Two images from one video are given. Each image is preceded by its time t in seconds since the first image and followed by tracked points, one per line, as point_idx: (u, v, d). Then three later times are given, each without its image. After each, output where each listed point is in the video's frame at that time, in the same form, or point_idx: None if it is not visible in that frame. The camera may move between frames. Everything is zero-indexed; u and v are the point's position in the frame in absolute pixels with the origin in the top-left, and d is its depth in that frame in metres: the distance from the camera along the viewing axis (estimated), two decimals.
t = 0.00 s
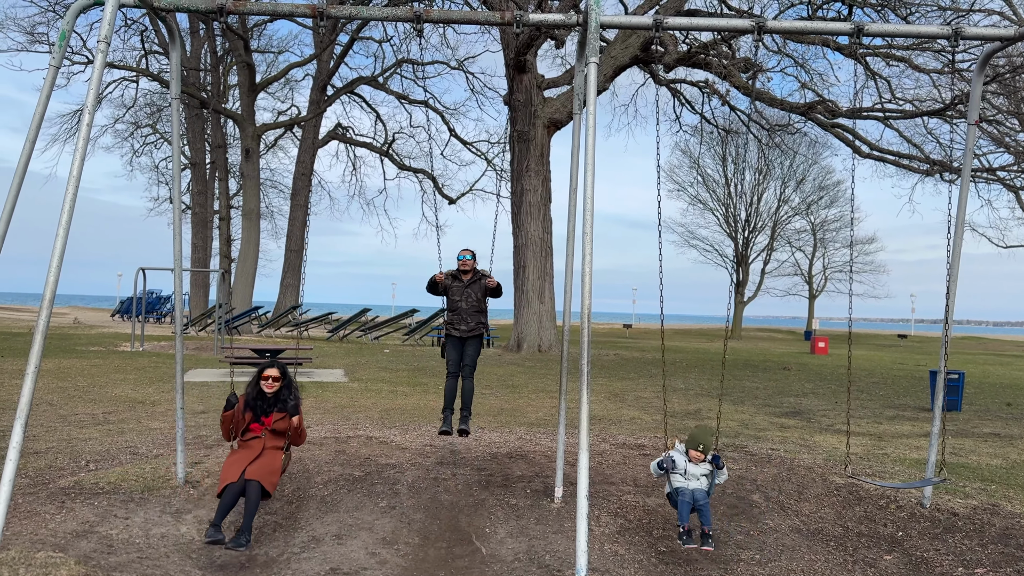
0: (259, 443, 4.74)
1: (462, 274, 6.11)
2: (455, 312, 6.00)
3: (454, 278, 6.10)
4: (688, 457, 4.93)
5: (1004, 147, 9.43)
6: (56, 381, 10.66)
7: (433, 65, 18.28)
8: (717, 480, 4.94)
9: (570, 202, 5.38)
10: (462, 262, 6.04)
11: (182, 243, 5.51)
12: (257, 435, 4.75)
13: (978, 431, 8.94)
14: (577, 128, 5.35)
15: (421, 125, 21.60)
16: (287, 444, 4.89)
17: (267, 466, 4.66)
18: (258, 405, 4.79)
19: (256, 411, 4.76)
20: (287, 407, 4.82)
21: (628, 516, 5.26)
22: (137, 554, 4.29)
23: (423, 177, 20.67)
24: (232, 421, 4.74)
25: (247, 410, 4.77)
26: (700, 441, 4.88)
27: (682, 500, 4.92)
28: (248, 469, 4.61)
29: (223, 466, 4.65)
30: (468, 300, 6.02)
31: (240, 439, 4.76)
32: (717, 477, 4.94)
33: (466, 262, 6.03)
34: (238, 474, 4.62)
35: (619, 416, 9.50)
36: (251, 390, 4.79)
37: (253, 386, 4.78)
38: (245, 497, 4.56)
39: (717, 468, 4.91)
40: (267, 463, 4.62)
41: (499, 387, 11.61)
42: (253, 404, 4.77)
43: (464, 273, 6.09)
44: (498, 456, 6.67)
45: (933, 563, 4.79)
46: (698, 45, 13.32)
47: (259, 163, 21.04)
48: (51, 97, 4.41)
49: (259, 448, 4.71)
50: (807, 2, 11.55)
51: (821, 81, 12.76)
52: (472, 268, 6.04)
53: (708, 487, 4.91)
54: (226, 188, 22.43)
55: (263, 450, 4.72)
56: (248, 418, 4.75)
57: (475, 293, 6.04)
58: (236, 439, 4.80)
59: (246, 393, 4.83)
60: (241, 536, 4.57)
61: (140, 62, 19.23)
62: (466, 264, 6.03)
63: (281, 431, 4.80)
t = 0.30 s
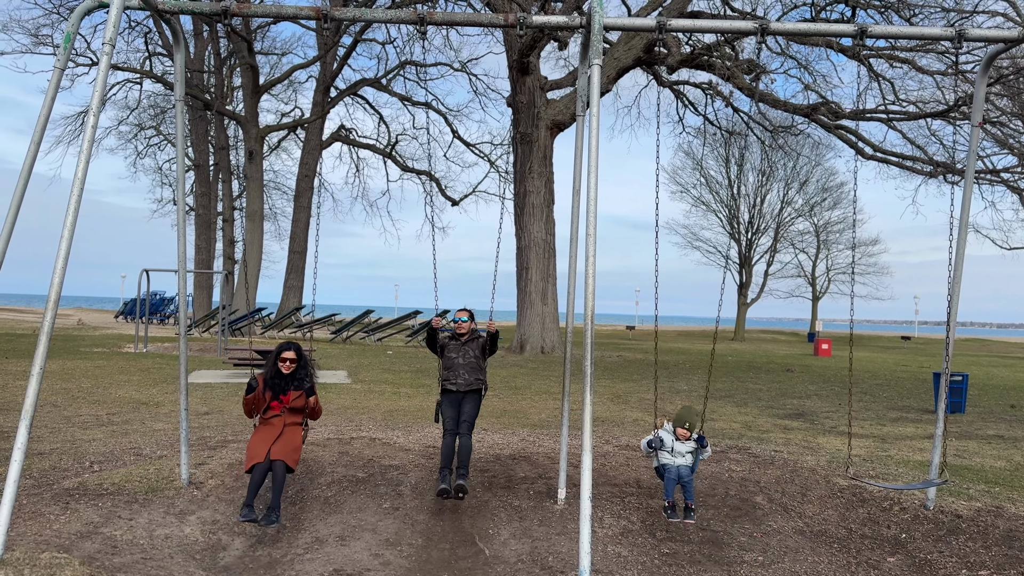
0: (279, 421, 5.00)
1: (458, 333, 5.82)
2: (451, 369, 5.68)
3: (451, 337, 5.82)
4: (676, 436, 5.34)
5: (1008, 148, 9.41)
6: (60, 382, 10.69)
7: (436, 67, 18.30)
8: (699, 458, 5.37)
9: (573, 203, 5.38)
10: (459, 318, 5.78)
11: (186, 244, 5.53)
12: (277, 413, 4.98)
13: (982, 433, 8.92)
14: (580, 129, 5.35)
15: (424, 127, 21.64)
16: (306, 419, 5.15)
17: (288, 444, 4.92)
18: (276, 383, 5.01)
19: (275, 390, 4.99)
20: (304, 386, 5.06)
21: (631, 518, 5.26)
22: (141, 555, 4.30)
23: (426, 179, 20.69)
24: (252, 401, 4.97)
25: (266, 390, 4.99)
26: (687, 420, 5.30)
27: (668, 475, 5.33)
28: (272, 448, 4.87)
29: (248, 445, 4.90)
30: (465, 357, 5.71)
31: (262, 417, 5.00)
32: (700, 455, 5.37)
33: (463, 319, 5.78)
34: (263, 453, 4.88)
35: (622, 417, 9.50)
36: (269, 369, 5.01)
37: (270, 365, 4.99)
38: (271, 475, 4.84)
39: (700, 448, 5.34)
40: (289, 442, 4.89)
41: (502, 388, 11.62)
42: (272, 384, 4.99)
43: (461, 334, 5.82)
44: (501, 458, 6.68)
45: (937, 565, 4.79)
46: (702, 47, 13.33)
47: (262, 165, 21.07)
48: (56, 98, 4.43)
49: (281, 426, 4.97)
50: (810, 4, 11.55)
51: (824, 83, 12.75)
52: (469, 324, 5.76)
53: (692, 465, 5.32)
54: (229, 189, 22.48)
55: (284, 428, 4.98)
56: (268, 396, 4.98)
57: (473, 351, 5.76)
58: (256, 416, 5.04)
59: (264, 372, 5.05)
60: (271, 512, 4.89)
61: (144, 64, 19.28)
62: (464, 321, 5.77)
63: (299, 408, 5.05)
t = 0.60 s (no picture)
0: (291, 405, 5.14)
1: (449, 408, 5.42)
2: (444, 437, 5.22)
3: (442, 413, 5.42)
4: (669, 417, 5.68)
5: (1012, 150, 9.39)
6: (64, 383, 10.71)
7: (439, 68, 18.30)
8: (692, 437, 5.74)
9: (576, 205, 5.38)
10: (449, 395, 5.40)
11: (190, 246, 5.54)
12: (289, 397, 5.13)
13: (985, 435, 8.90)
14: (583, 130, 5.35)
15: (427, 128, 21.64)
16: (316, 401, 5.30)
17: (301, 428, 5.10)
18: (286, 368, 5.12)
19: (286, 375, 5.10)
20: (314, 370, 5.19)
21: (634, 519, 5.25)
22: (144, 555, 4.31)
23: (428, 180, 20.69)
24: (265, 386, 5.08)
25: (277, 374, 5.09)
26: (680, 402, 5.65)
27: (663, 454, 5.73)
28: (286, 433, 5.05)
29: (263, 430, 5.06)
30: (460, 426, 5.28)
31: (274, 401, 5.14)
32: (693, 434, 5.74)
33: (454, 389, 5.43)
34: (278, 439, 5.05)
35: (624, 418, 9.50)
36: (279, 354, 5.10)
37: (280, 350, 5.09)
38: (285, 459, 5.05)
39: (693, 429, 5.68)
40: (303, 427, 5.06)
41: (505, 390, 11.63)
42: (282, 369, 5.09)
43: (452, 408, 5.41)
44: (504, 459, 6.68)
45: (941, 567, 4.78)
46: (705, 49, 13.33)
47: (265, 166, 21.10)
48: (60, 100, 4.44)
49: (293, 410, 5.12)
50: (814, 6, 11.54)
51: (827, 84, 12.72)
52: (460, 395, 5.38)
53: (686, 445, 5.70)
54: (233, 191, 22.50)
55: (296, 412, 5.13)
56: (280, 381, 5.10)
57: (468, 423, 5.33)
58: (268, 400, 5.17)
59: (274, 356, 5.14)
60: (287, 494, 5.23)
61: (147, 66, 19.31)
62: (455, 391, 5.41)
63: (308, 392, 5.20)
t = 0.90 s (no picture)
0: (295, 407, 5.10)
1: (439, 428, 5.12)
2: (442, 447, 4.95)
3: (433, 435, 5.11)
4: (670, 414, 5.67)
5: (1016, 152, 9.37)
6: (67, 383, 10.73)
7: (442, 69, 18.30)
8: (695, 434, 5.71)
9: (580, 205, 5.37)
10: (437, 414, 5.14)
11: (193, 246, 5.54)
12: (292, 399, 5.09)
13: (989, 437, 8.87)
14: (586, 131, 5.35)
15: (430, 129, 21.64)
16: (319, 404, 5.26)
17: (305, 432, 5.06)
18: (289, 370, 5.08)
19: (289, 377, 5.06)
20: (318, 372, 5.15)
21: (637, 521, 5.23)
22: (146, 556, 4.31)
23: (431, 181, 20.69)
24: (268, 388, 5.06)
25: (280, 377, 5.05)
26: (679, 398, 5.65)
27: (665, 451, 5.70)
28: (289, 436, 5.01)
29: (267, 433, 5.03)
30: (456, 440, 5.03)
31: (278, 403, 5.11)
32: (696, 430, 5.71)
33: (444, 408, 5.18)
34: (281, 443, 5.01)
35: (627, 420, 9.49)
36: (282, 356, 5.07)
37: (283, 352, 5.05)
38: (289, 462, 5.01)
39: (695, 426, 5.66)
40: (306, 431, 5.02)
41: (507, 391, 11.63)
42: (285, 371, 5.05)
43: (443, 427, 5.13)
44: (507, 460, 6.67)
45: (945, 570, 4.76)
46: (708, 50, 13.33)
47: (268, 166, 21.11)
48: (64, 99, 4.45)
49: (296, 413, 5.08)
50: (817, 7, 11.53)
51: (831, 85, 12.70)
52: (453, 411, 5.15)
53: (689, 441, 5.66)
54: (236, 191, 22.52)
55: (299, 414, 5.09)
56: (283, 384, 5.06)
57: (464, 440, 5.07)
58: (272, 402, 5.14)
59: (277, 359, 5.10)
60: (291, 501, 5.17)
61: (150, 66, 19.33)
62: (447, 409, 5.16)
63: (312, 394, 5.15)
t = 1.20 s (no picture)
0: (289, 428, 4.81)
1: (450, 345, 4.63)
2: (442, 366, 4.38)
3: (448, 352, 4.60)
4: (679, 430, 5.57)
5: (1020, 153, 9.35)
6: (70, 384, 10.74)
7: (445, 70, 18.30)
8: (705, 452, 5.57)
9: (584, 206, 5.36)
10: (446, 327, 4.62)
11: (197, 246, 5.53)
12: (286, 419, 4.79)
13: (993, 439, 8.85)
14: (590, 131, 5.33)
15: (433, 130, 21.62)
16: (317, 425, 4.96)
17: (299, 454, 4.76)
18: (285, 388, 4.79)
19: (284, 396, 4.76)
20: (315, 391, 4.84)
21: (640, 523, 5.22)
22: (149, 557, 4.30)
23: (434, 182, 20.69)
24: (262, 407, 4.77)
25: (275, 394, 4.76)
26: (686, 414, 5.54)
27: (675, 468, 5.54)
28: (282, 459, 4.71)
29: (259, 454, 4.74)
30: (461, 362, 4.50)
31: (272, 423, 4.81)
32: (706, 450, 5.57)
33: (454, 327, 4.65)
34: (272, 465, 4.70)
35: (630, 421, 9.48)
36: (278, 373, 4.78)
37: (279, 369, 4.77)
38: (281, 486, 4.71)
39: (705, 441, 5.54)
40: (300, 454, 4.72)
41: (511, 392, 11.62)
42: (281, 389, 4.77)
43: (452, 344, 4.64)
44: (510, 461, 6.66)
45: (950, 573, 4.74)
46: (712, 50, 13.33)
47: (271, 167, 21.12)
48: (68, 100, 4.45)
49: (290, 434, 4.78)
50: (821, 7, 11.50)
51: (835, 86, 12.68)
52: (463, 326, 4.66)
53: (698, 458, 5.53)
54: (239, 192, 22.55)
55: (294, 435, 4.79)
56: (277, 403, 4.77)
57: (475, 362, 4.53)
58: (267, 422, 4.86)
59: (273, 376, 4.82)
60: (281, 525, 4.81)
61: (154, 67, 19.36)
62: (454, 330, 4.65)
63: (308, 415, 4.85)
